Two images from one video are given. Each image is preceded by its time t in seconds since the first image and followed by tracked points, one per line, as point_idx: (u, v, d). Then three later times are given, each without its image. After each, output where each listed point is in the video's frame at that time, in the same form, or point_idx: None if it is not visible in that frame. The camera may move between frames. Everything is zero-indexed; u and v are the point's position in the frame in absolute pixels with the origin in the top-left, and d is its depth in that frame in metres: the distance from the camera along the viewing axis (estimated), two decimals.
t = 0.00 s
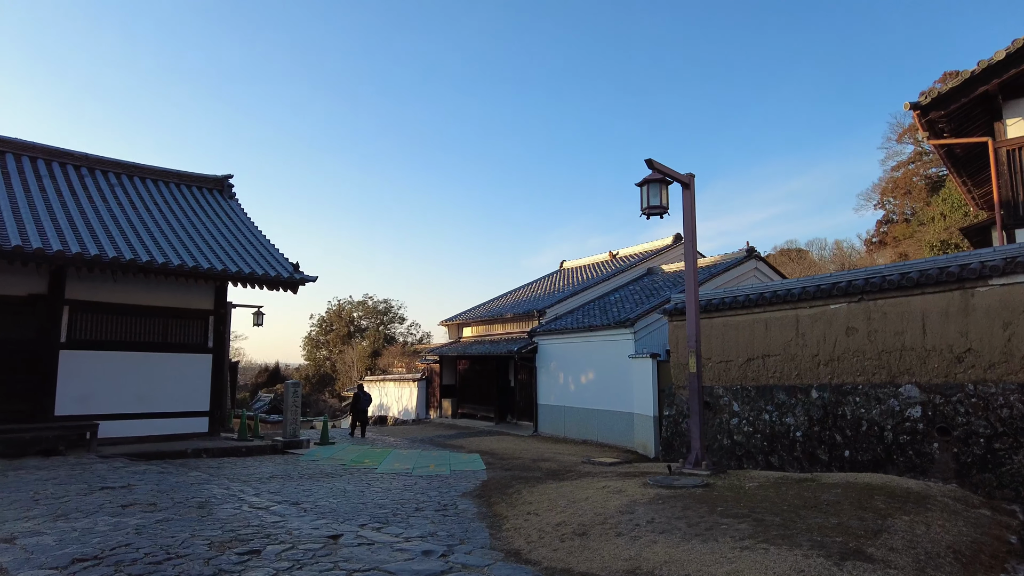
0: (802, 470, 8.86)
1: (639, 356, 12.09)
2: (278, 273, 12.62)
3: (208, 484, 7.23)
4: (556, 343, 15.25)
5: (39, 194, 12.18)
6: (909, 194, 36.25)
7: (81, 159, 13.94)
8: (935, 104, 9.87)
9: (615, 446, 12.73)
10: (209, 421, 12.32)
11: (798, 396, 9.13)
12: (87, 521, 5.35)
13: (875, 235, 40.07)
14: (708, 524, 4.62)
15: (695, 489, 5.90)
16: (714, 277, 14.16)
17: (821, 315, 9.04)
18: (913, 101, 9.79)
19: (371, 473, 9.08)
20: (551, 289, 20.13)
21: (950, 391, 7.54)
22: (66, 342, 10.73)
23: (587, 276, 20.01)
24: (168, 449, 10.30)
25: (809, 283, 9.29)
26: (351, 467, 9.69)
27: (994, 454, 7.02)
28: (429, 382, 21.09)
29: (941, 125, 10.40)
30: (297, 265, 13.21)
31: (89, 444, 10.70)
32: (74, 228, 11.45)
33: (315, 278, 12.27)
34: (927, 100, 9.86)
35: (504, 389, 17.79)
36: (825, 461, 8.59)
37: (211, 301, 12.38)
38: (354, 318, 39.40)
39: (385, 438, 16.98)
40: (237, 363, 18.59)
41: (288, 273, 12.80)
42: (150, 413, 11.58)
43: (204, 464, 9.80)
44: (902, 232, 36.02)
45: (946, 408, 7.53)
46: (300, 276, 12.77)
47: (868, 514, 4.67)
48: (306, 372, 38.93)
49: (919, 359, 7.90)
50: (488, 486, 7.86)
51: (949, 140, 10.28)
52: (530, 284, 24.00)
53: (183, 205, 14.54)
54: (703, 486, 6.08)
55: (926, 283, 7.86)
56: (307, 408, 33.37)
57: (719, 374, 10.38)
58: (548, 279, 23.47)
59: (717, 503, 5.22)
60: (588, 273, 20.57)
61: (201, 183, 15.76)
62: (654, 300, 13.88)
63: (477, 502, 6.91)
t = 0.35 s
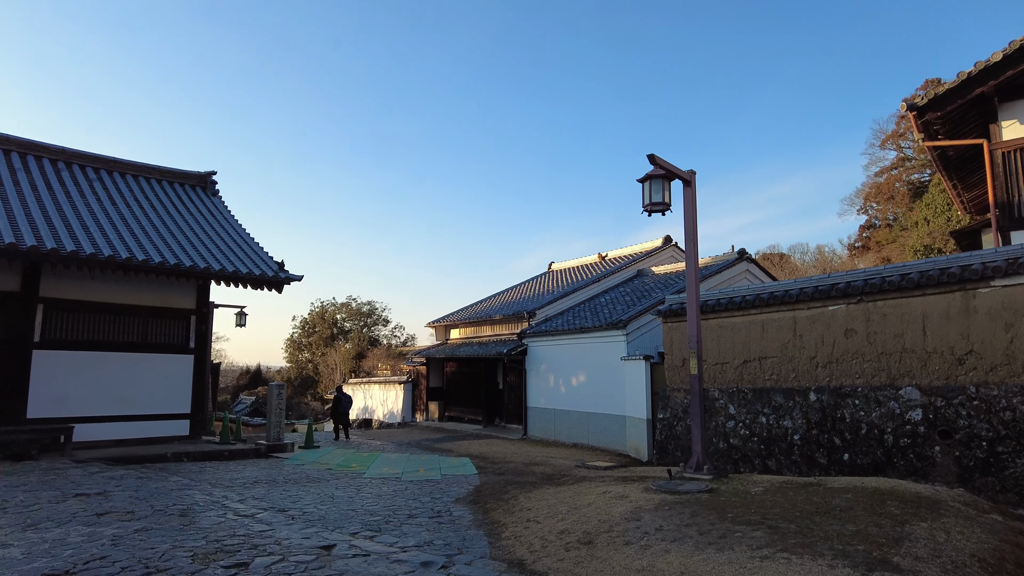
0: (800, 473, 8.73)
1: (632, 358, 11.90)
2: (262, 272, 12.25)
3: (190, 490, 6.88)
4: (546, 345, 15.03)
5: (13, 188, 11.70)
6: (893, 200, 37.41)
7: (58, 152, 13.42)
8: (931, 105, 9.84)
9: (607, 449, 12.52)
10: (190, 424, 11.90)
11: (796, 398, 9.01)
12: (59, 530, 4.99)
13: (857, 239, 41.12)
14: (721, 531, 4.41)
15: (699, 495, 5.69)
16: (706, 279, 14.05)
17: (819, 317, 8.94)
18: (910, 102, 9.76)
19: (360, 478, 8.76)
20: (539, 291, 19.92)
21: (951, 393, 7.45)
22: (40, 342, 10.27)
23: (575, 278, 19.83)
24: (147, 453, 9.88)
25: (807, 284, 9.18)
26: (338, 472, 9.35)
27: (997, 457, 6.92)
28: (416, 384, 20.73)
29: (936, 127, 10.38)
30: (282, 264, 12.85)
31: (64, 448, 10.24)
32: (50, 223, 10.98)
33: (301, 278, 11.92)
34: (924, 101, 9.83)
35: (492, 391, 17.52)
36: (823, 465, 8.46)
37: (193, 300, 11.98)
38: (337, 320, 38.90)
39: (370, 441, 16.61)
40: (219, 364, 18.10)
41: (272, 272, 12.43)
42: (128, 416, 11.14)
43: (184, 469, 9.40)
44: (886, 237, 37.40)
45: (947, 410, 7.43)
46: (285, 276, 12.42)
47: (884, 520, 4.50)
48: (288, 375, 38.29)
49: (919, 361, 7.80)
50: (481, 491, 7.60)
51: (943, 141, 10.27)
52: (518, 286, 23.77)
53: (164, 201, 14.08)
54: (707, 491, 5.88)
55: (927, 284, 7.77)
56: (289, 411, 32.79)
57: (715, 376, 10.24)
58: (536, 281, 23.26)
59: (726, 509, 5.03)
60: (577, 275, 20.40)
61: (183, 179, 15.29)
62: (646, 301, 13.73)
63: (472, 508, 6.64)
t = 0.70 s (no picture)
0: (796, 475, 8.62)
1: (624, 358, 11.73)
2: (245, 269, 11.88)
3: (169, 495, 6.53)
4: (536, 345, 14.82)
5: None
6: (875, 202, 38.18)
7: (31, 143, 12.85)
8: (926, 104, 9.81)
9: (597, 450, 12.35)
10: (170, 425, 11.51)
11: (792, 399, 8.91)
12: (27, 540, 4.65)
13: (840, 240, 41.91)
14: (731, 539, 4.22)
15: (702, 499, 5.50)
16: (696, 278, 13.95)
17: (815, 316, 8.84)
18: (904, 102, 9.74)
19: (347, 482, 8.46)
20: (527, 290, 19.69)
21: (949, 394, 7.37)
22: (11, 340, 9.84)
23: (564, 277, 19.64)
24: (124, 455, 9.48)
25: (803, 283, 9.07)
26: (324, 475, 9.05)
27: (997, 458, 6.84)
28: (401, 385, 20.40)
29: (929, 127, 10.37)
30: (266, 260, 12.49)
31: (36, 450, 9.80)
32: (23, 216, 10.51)
33: (285, 275, 11.58)
34: (918, 100, 9.79)
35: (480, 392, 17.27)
36: (820, 466, 8.36)
37: (173, 298, 11.58)
38: (320, 319, 38.34)
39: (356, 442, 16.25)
40: (200, 364, 17.59)
41: (256, 269, 12.08)
42: (105, 416, 10.73)
43: (163, 472, 9.01)
44: (868, 239, 38.08)
45: (946, 411, 7.35)
46: (268, 273, 12.06)
47: (897, 525, 4.34)
48: (269, 375, 37.64)
49: (917, 361, 7.73)
50: (473, 494, 7.36)
51: (937, 141, 10.24)
52: (505, 285, 23.53)
53: (143, 195, 13.60)
54: (709, 494, 5.71)
55: (925, 283, 7.68)
56: (271, 412, 32.18)
57: (709, 377, 10.10)
58: (523, 280, 23.03)
59: (732, 514, 4.85)
60: (565, 275, 20.21)
61: (163, 173, 14.79)
62: (636, 301, 13.57)
63: (465, 512, 6.40)
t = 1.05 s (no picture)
0: (809, 479, 8.36)
1: (629, 358, 11.48)
2: (241, 268, 11.59)
3: (161, 502, 6.23)
4: (538, 346, 14.54)
5: None
6: (875, 202, 38.12)
7: (21, 140, 12.51)
8: (939, 99, 9.60)
9: (602, 453, 12.07)
10: (164, 428, 11.20)
11: (805, 400, 8.66)
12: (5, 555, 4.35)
13: (839, 240, 41.89)
14: (760, 552, 3.95)
15: (721, 507, 5.24)
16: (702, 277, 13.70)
17: (829, 315, 8.60)
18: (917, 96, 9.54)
19: (346, 487, 8.17)
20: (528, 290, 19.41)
21: (970, 395, 7.12)
22: None
23: (565, 277, 19.38)
24: (116, 460, 9.16)
25: (815, 281, 8.84)
26: (323, 480, 8.76)
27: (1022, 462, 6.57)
28: (401, 386, 20.10)
29: (942, 122, 10.17)
30: (262, 259, 12.20)
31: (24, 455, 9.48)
32: (12, 214, 10.19)
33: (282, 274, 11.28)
34: (932, 94, 9.54)
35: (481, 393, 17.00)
36: (835, 470, 8.11)
37: (167, 298, 11.28)
38: (317, 320, 38.00)
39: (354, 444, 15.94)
40: (196, 366, 17.27)
41: (252, 268, 11.78)
42: (96, 420, 10.41)
43: (156, 477, 8.70)
44: (867, 238, 37.99)
45: (967, 413, 7.10)
46: (265, 272, 11.77)
47: (935, 536, 4.09)
48: (266, 377, 37.29)
49: (936, 361, 7.48)
50: (478, 501, 7.07)
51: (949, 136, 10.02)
52: (505, 285, 23.24)
53: (137, 193, 13.28)
54: (727, 502, 5.44)
55: (944, 281, 7.44)
56: (268, 414, 31.85)
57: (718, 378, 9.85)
58: (523, 280, 22.76)
59: (757, 524, 4.58)
60: (566, 274, 19.94)
61: (157, 171, 14.47)
62: (641, 300, 13.31)
63: (471, 520, 6.12)
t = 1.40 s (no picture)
0: (828, 481, 8.11)
1: (638, 357, 11.24)
2: (241, 265, 11.34)
3: (158, 506, 5.98)
4: (544, 345, 14.30)
5: None
6: (880, 200, 37.90)
7: (17, 134, 12.26)
8: (957, 90, 9.32)
9: (610, 454, 11.83)
10: (163, 428, 10.96)
11: (822, 400, 8.42)
12: None
13: (843, 239, 41.65)
14: (796, 561, 3.71)
15: (746, 512, 4.99)
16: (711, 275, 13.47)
17: (847, 312, 8.35)
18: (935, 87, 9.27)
19: (350, 489, 7.93)
20: (532, 289, 19.17)
21: (997, 394, 6.87)
22: None
23: (569, 275, 19.13)
24: (114, 462, 8.91)
25: (832, 278, 8.59)
26: (326, 482, 8.52)
27: None
28: (403, 386, 19.86)
29: (960, 115, 9.87)
30: (263, 256, 11.95)
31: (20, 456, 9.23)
32: (7, 210, 9.95)
33: (284, 272, 11.04)
34: (951, 86, 9.27)
35: (485, 394, 16.77)
36: (854, 471, 7.86)
37: (167, 296, 11.04)
38: (318, 320, 37.77)
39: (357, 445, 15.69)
40: (196, 365, 17.02)
41: (253, 265, 11.54)
42: (94, 421, 10.17)
43: (155, 479, 8.46)
44: (871, 237, 37.81)
45: (994, 413, 6.85)
46: (266, 269, 11.52)
47: (981, 544, 3.84)
48: (267, 377, 37.06)
49: (960, 359, 7.22)
50: (488, 504, 6.83)
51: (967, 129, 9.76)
52: (508, 284, 23.00)
53: (135, 190, 13.03)
54: (751, 506, 5.20)
55: (969, 277, 7.18)
56: (269, 415, 31.60)
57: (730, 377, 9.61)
58: (527, 278, 22.51)
59: (788, 529, 4.34)
60: (571, 273, 19.70)
61: (156, 167, 14.22)
62: (649, 298, 13.06)
63: (482, 524, 5.88)
